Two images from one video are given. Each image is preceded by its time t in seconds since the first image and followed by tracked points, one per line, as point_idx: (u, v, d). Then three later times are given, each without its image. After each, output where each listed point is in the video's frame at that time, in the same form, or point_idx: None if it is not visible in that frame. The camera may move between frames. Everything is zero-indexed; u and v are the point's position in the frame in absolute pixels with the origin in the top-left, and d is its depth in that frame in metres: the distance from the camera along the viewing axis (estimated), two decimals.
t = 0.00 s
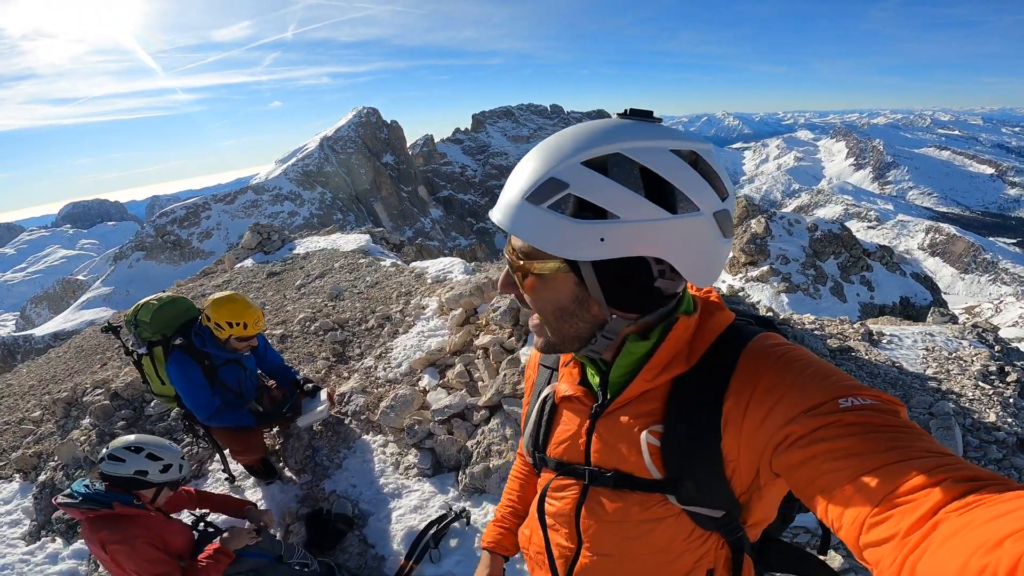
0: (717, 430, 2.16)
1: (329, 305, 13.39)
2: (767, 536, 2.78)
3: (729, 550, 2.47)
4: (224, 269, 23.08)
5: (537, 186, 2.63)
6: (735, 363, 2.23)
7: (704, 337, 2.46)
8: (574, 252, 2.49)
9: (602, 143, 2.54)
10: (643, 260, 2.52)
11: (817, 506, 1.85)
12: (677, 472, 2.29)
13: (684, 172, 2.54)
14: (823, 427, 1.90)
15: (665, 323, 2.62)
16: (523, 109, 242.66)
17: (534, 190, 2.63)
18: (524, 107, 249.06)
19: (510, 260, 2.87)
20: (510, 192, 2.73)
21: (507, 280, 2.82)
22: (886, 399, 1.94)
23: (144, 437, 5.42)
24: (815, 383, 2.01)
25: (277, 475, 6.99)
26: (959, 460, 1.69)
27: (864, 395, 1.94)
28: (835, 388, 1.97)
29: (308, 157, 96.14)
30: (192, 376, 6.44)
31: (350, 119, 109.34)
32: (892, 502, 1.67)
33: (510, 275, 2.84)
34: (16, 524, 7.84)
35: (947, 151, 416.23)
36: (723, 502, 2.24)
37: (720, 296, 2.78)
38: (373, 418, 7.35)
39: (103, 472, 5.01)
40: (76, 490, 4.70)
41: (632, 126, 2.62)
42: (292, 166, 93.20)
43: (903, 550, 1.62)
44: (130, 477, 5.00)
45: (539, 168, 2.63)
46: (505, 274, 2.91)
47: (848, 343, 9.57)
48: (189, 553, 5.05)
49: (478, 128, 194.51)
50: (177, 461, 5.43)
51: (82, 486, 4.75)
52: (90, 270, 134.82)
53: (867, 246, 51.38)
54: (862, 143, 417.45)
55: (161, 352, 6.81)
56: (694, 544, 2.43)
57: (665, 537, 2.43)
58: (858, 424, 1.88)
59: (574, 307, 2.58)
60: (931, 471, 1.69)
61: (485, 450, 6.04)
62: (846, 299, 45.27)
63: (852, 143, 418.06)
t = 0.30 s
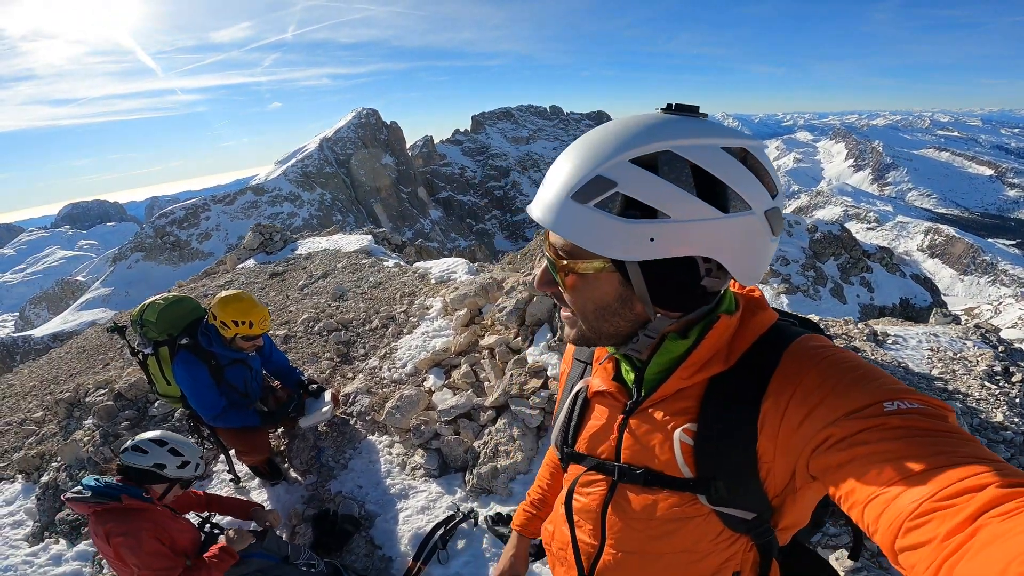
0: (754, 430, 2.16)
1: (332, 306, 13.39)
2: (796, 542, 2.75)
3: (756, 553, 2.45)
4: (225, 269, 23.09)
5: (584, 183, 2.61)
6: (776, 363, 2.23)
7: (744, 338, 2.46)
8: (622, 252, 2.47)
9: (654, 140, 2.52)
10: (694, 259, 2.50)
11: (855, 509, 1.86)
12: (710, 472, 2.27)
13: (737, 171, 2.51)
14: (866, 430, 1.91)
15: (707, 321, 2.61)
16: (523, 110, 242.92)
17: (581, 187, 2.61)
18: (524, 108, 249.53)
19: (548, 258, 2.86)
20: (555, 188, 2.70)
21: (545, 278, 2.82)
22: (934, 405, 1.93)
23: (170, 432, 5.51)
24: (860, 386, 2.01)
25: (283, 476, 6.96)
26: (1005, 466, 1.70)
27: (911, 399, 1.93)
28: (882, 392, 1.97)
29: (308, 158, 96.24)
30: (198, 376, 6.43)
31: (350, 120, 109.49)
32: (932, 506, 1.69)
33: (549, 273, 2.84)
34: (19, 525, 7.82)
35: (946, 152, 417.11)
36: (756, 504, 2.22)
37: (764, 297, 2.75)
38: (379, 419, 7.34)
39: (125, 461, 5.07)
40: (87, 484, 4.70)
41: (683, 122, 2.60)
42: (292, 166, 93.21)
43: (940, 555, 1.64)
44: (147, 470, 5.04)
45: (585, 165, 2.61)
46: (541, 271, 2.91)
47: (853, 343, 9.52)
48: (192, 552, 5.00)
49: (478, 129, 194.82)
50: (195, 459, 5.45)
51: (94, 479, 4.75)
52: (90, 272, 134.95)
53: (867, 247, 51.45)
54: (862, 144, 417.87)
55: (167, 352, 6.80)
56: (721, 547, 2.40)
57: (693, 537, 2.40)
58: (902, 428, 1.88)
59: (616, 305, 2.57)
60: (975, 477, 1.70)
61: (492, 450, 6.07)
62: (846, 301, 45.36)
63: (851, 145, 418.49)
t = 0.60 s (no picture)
0: (765, 429, 2.15)
1: (334, 306, 13.40)
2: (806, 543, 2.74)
3: (768, 555, 2.42)
4: (227, 269, 23.11)
5: (598, 183, 2.59)
6: (788, 363, 2.23)
7: (756, 339, 2.45)
8: (638, 252, 2.45)
9: (670, 140, 2.51)
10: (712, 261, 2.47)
11: (868, 509, 1.85)
12: (720, 473, 2.26)
13: (754, 171, 2.51)
14: (878, 430, 1.90)
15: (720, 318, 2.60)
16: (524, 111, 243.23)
17: (595, 188, 2.59)
18: (525, 109, 249.64)
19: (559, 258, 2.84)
20: (569, 187, 2.68)
21: (557, 277, 2.78)
22: (951, 405, 1.92)
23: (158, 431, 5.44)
24: (874, 386, 2.00)
25: (284, 477, 6.94)
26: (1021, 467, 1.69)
27: (926, 399, 1.92)
28: (897, 390, 1.96)
29: (309, 158, 96.38)
30: (200, 376, 6.43)
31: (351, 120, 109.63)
32: (948, 506, 1.68)
33: (559, 274, 2.81)
34: (19, 525, 7.82)
35: (947, 153, 416.66)
36: (767, 505, 2.21)
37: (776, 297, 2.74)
38: (381, 420, 7.32)
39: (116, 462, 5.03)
40: (83, 486, 4.67)
41: (699, 123, 2.59)
42: (293, 167, 93.33)
43: (957, 555, 1.62)
44: (140, 469, 5.01)
45: (600, 165, 2.60)
46: (552, 272, 2.88)
47: (857, 344, 9.47)
48: (191, 553, 5.01)
49: (478, 130, 195.05)
50: (187, 457, 5.42)
51: (89, 481, 4.72)
52: (92, 271, 135.40)
53: (868, 248, 51.48)
54: (863, 145, 417.45)
55: (169, 353, 6.80)
56: (733, 548, 2.38)
57: (704, 539, 2.38)
58: (917, 428, 1.88)
59: (628, 305, 2.56)
60: (992, 477, 1.69)
61: (495, 451, 6.06)
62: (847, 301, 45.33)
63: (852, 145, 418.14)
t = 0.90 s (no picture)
0: (757, 428, 2.15)
1: (333, 307, 13.39)
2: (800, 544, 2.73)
3: (762, 555, 2.41)
4: (227, 270, 23.13)
5: (597, 181, 2.58)
6: (781, 363, 2.22)
7: (747, 339, 2.45)
8: (636, 251, 2.44)
9: (670, 140, 2.51)
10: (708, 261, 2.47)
11: (860, 507, 1.84)
12: (712, 474, 2.26)
13: (752, 173, 2.51)
14: (869, 429, 1.90)
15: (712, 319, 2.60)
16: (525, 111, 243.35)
17: (593, 185, 2.59)
18: (525, 109, 249.40)
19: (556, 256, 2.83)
20: (567, 184, 2.67)
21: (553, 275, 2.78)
22: (941, 403, 1.91)
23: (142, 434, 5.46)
24: (864, 385, 2.00)
25: (282, 477, 6.95)
26: (1013, 463, 1.68)
27: (916, 398, 1.91)
28: (886, 389, 1.96)
29: (310, 159, 96.50)
30: (199, 377, 6.44)
31: (352, 120, 109.73)
32: (940, 503, 1.67)
33: (556, 271, 2.80)
34: (18, 525, 7.82)
35: (948, 154, 416.20)
36: (760, 505, 2.20)
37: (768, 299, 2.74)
38: (379, 421, 7.31)
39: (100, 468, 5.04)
40: (72, 491, 4.69)
41: (700, 125, 2.58)
42: (293, 167, 93.44)
43: (951, 551, 1.61)
44: (125, 473, 5.02)
45: (601, 163, 2.59)
46: (548, 270, 2.89)
47: (856, 345, 9.45)
48: (189, 555, 5.03)
49: (479, 130, 195.17)
50: (173, 459, 5.45)
51: (77, 487, 4.74)
52: (93, 271, 135.52)
53: (868, 249, 51.52)
54: (864, 146, 417.22)
55: (168, 354, 6.81)
56: (727, 550, 2.38)
57: (697, 539, 2.38)
58: (908, 426, 1.87)
59: (623, 303, 2.56)
60: (982, 472, 1.68)
61: (493, 453, 6.05)
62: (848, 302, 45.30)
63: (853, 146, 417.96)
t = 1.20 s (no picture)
0: (754, 435, 2.14)
1: (332, 309, 13.38)
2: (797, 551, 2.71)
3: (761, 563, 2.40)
4: (226, 270, 23.13)
5: (599, 186, 2.59)
6: (778, 372, 2.22)
7: (742, 347, 2.45)
8: (636, 256, 2.45)
9: (673, 148, 2.50)
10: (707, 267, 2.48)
11: (859, 512, 1.83)
12: (710, 481, 2.26)
13: (750, 181, 2.51)
14: (866, 435, 1.90)
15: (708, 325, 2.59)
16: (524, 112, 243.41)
17: (595, 190, 2.59)
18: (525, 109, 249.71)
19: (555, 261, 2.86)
20: (568, 189, 2.68)
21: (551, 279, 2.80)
22: (937, 409, 1.91)
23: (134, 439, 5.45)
24: (857, 392, 2.01)
25: (281, 480, 6.95)
26: (1009, 468, 1.68)
27: (914, 404, 1.90)
28: (880, 395, 1.96)
29: (309, 159, 96.55)
30: (198, 380, 6.43)
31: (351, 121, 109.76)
32: (936, 507, 1.67)
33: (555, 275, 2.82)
34: (17, 528, 7.80)
35: (947, 153, 416.75)
36: (756, 513, 2.20)
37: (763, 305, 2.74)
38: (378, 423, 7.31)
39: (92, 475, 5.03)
40: (68, 497, 4.73)
41: (701, 132, 2.58)
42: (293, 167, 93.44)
43: (949, 555, 1.61)
44: (119, 479, 5.02)
45: (601, 169, 2.60)
46: (546, 275, 2.91)
47: (856, 347, 9.45)
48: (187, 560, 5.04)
49: (479, 130, 195.64)
50: (166, 463, 5.43)
51: (72, 494, 4.76)
52: (93, 272, 136.08)
53: (868, 248, 51.67)
54: (863, 145, 417.56)
55: (167, 357, 6.80)
56: (724, 556, 2.37)
57: (695, 548, 2.37)
58: (905, 432, 1.87)
59: (621, 307, 2.57)
60: (978, 477, 1.69)
61: (492, 455, 6.06)
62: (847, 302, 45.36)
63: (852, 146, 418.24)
